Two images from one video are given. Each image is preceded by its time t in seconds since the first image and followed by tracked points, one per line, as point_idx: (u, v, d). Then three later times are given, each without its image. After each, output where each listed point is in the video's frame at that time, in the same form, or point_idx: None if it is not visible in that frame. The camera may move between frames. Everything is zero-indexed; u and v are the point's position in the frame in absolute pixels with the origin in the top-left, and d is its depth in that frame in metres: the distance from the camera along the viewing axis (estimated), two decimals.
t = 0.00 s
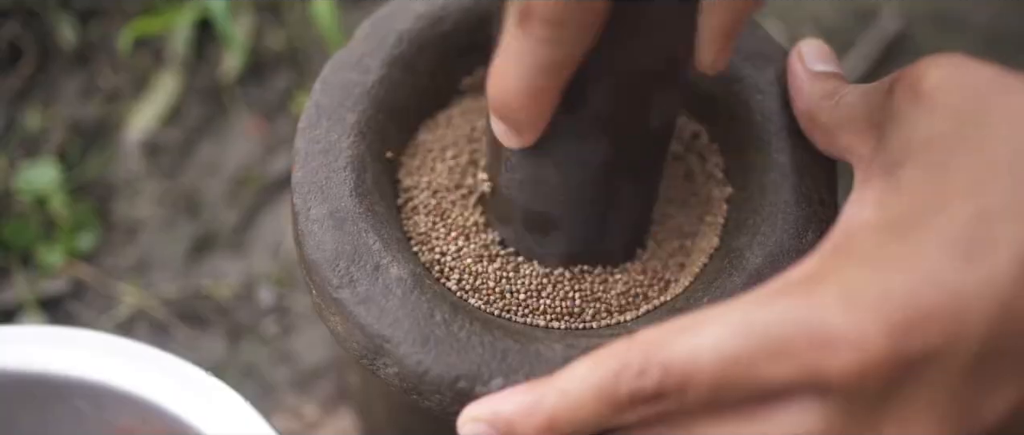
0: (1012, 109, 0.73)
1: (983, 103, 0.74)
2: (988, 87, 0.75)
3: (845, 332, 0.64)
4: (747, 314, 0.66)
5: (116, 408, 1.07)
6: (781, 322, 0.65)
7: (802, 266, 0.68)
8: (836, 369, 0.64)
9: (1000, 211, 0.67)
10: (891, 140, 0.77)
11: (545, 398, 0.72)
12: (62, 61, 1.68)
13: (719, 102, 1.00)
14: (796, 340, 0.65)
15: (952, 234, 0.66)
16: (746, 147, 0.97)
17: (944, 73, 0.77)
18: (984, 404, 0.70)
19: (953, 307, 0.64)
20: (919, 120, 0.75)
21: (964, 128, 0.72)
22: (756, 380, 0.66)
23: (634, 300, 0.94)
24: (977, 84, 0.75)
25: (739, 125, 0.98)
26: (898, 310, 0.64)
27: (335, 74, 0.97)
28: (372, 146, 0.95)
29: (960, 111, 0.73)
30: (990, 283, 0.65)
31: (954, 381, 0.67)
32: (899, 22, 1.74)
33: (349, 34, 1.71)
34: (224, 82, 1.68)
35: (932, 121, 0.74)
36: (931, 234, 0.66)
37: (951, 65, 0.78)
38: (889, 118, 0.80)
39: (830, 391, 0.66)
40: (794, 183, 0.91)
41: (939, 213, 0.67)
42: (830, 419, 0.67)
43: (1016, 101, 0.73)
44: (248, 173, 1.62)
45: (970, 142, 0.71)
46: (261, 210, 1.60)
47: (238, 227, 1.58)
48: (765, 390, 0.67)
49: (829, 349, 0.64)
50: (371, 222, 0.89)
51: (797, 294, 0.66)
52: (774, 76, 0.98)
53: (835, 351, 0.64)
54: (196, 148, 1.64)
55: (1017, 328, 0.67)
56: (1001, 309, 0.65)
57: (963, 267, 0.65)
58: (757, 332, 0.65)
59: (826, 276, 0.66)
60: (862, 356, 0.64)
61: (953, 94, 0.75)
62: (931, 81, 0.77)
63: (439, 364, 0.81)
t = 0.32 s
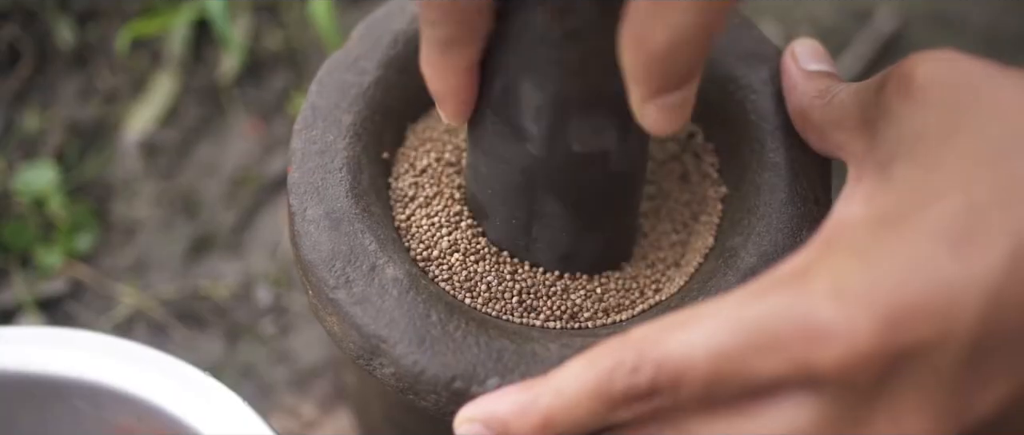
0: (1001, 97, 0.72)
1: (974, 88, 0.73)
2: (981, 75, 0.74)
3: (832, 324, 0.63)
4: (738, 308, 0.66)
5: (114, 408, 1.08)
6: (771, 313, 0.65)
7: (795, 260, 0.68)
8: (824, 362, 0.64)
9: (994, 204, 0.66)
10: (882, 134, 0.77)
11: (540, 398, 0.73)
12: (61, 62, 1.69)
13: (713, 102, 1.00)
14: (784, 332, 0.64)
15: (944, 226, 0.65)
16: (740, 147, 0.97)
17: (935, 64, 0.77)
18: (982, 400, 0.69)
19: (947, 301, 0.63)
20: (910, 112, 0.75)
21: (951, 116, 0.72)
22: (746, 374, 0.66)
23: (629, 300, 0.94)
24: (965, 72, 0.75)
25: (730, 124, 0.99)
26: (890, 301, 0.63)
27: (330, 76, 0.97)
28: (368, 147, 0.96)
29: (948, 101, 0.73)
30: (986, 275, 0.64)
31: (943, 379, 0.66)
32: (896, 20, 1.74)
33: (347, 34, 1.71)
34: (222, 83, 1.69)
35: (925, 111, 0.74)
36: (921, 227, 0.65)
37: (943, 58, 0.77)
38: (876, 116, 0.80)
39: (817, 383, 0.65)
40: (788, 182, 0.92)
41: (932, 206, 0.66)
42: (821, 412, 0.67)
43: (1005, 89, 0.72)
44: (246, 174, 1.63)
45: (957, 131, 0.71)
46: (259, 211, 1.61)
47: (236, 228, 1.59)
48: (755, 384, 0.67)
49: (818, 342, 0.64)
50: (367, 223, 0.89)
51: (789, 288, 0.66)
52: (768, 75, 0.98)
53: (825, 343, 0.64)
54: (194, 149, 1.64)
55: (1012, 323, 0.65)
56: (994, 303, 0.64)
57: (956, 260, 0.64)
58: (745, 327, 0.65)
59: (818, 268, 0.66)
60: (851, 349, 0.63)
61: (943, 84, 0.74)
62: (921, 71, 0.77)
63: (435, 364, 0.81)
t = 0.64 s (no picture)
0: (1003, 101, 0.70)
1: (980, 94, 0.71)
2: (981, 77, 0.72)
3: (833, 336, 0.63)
4: (739, 322, 0.65)
5: (113, 411, 1.08)
6: (772, 325, 0.64)
7: (791, 273, 0.68)
8: (824, 373, 0.64)
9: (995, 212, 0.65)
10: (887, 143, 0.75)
11: (542, 403, 0.72)
12: (60, 65, 1.69)
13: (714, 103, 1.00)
14: (787, 344, 0.64)
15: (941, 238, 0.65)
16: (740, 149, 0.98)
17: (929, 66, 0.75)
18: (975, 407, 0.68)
19: (945, 312, 0.63)
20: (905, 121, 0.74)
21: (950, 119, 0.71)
22: (751, 383, 0.65)
23: (631, 302, 0.94)
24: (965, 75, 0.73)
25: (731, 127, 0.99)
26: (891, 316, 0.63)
27: (331, 79, 0.97)
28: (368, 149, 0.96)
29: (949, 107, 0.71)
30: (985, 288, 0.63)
31: (940, 387, 0.65)
32: (896, 19, 1.75)
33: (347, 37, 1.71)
34: (221, 86, 1.69)
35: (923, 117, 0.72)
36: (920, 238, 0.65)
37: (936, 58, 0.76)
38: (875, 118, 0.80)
39: (815, 393, 0.65)
40: (787, 184, 0.92)
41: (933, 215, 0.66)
42: (818, 415, 0.67)
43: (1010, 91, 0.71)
44: (245, 176, 1.63)
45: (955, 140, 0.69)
46: (259, 213, 1.61)
47: (236, 230, 1.59)
48: (756, 392, 0.66)
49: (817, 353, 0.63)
50: (369, 224, 0.89)
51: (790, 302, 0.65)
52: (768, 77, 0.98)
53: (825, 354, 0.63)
54: (193, 152, 1.64)
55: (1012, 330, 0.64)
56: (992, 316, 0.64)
57: (955, 272, 0.63)
58: (749, 339, 0.64)
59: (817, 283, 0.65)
60: (850, 362, 0.63)
61: (939, 87, 0.73)
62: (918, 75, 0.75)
63: (437, 365, 0.81)
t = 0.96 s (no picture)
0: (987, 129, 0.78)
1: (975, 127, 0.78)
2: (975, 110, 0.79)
3: (851, 367, 0.70)
4: (760, 350, 0.70)
5: (110, 414, 1.08)
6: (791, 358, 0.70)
7: (808, 300, 0.73)
8: (839, 399, 0.71)
9: (1000, 249, 0.72)
10: (890, 166, 0.83)
11: (544, 409, 0.73)
12: (57, 69, 1.69)
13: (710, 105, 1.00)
14: (807, 374, 0.70)
15: (953, 273, 0.71)
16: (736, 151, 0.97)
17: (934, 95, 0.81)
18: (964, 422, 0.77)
19: (953, 345, 0.71)
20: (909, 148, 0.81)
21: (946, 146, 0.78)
22: (764, 406, 0.72)
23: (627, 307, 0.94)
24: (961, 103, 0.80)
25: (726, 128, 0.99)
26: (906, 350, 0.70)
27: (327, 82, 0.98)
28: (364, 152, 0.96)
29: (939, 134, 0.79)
30: (994, 325, 0.71)
31: (939, 410, 0.74)
32: (892, 22, 1.75)
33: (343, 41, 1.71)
34: (218, 90, 1.69)
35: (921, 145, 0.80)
36: (932, 271, 0.72)
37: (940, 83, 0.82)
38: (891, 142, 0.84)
39: (827, 415, 0.72)
40: (783, 187, 0.92)
41: (942, 249, 0.73)
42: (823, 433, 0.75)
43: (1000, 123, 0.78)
44: (242, 180, 1.63)
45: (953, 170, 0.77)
46: (255, 217, 1.61)
47: (233, 234, 1.59)
48: (771, 412, 0.72)
49: (834, 380, 0.70)
50: (365, 228, 0.89)
51: (809, 333, 0.70)
52: (764, 80, 0.98)
53: (842, 381, 0.70)
54: (189, 156, 1.65)
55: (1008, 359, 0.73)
56: (994, 350, 0.71)
57: (966, 307, 0.71)
58: (767, 364, 0.70)
59: (835, 316, 0.71)
60: (863, 389, 0.70)
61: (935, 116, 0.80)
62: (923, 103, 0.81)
63: (433, 368, 0.81)
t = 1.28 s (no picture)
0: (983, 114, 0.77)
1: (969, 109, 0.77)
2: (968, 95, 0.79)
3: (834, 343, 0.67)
4: (740, 331, 0.69)
5: (109, 416, 1.07)
6: (771, 335, 0.68)
7: (788, 277, 0.72)
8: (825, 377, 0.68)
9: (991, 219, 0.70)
10: (875, 150, 0.82)
11: (536, 406, 0.73)
12: (56, 70, 1.69)
13: (708, 106, 1.00)
14: (789, 352, 0.68)
15: (935, 242, 0.69)
16: (735, 151, 0.98)
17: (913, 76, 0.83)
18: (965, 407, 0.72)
19: (937, 314, 0.68)
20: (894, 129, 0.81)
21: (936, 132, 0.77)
22: (750, 391, 0.69)
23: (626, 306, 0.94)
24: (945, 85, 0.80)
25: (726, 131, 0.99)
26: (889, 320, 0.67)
27: (324, 82, 0.97)
28: (364, 152, 0.96)
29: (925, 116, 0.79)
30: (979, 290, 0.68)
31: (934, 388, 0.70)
32: (891, 22, 1.75)
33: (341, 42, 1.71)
34: (216, 91, 1.69)
35: (908, 125, 0.80)
36: (911, 240, 0.70)
37: (922, 65, 0.83)
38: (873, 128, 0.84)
39: (816, 398, 0.69)
40: (781, 185, 0.92)
41: (926, 221, 0.71)
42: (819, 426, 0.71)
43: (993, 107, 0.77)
44: (241, 181, 1.63)
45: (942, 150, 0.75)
46: (254, 219, 1.60)
47: (232, 235, 1.59)
48: (758, 395, 0.70)
49: (818, 357, 0.68)
50: (364, 228, 0.89)
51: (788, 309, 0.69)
52: (764, 79, 0.98)
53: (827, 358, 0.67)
54: (188, 157, 1.64)
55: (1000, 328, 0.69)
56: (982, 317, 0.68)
57: (951, 275, 0.68)
58: (749, 341, 0.68)
59: (813, 292, 0.69)
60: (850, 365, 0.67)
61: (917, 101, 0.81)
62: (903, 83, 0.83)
63: (433, 369, 0.81)
